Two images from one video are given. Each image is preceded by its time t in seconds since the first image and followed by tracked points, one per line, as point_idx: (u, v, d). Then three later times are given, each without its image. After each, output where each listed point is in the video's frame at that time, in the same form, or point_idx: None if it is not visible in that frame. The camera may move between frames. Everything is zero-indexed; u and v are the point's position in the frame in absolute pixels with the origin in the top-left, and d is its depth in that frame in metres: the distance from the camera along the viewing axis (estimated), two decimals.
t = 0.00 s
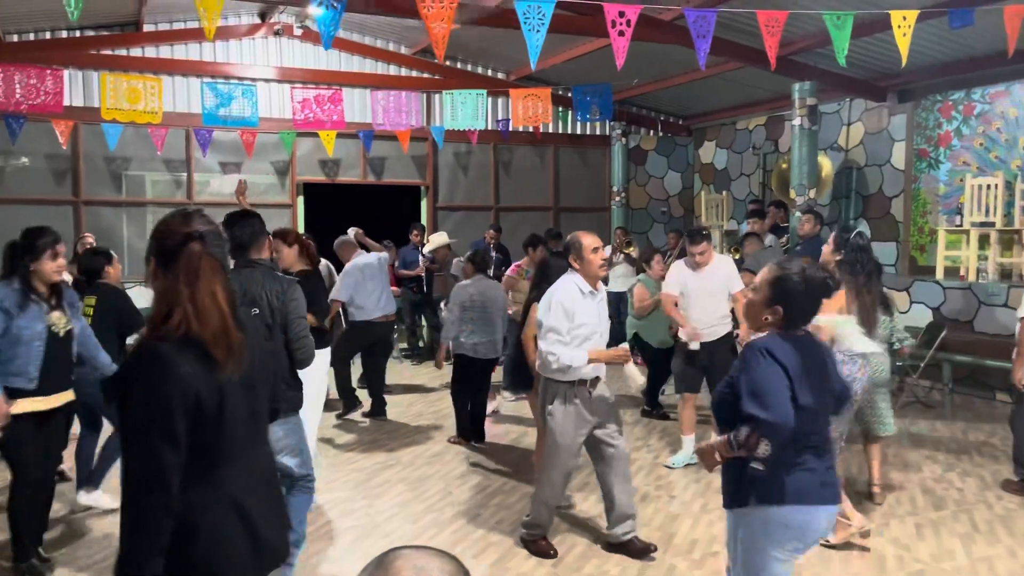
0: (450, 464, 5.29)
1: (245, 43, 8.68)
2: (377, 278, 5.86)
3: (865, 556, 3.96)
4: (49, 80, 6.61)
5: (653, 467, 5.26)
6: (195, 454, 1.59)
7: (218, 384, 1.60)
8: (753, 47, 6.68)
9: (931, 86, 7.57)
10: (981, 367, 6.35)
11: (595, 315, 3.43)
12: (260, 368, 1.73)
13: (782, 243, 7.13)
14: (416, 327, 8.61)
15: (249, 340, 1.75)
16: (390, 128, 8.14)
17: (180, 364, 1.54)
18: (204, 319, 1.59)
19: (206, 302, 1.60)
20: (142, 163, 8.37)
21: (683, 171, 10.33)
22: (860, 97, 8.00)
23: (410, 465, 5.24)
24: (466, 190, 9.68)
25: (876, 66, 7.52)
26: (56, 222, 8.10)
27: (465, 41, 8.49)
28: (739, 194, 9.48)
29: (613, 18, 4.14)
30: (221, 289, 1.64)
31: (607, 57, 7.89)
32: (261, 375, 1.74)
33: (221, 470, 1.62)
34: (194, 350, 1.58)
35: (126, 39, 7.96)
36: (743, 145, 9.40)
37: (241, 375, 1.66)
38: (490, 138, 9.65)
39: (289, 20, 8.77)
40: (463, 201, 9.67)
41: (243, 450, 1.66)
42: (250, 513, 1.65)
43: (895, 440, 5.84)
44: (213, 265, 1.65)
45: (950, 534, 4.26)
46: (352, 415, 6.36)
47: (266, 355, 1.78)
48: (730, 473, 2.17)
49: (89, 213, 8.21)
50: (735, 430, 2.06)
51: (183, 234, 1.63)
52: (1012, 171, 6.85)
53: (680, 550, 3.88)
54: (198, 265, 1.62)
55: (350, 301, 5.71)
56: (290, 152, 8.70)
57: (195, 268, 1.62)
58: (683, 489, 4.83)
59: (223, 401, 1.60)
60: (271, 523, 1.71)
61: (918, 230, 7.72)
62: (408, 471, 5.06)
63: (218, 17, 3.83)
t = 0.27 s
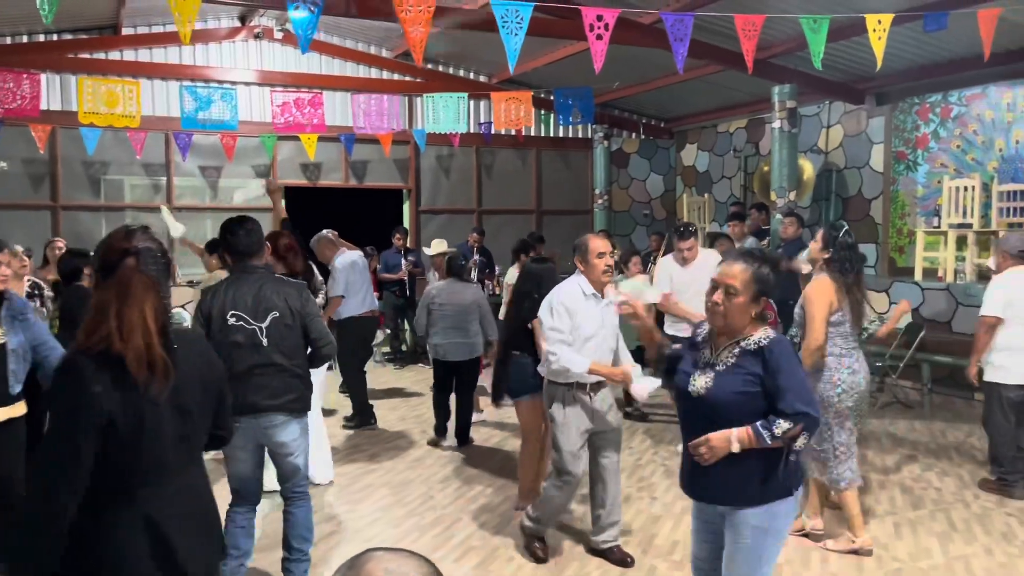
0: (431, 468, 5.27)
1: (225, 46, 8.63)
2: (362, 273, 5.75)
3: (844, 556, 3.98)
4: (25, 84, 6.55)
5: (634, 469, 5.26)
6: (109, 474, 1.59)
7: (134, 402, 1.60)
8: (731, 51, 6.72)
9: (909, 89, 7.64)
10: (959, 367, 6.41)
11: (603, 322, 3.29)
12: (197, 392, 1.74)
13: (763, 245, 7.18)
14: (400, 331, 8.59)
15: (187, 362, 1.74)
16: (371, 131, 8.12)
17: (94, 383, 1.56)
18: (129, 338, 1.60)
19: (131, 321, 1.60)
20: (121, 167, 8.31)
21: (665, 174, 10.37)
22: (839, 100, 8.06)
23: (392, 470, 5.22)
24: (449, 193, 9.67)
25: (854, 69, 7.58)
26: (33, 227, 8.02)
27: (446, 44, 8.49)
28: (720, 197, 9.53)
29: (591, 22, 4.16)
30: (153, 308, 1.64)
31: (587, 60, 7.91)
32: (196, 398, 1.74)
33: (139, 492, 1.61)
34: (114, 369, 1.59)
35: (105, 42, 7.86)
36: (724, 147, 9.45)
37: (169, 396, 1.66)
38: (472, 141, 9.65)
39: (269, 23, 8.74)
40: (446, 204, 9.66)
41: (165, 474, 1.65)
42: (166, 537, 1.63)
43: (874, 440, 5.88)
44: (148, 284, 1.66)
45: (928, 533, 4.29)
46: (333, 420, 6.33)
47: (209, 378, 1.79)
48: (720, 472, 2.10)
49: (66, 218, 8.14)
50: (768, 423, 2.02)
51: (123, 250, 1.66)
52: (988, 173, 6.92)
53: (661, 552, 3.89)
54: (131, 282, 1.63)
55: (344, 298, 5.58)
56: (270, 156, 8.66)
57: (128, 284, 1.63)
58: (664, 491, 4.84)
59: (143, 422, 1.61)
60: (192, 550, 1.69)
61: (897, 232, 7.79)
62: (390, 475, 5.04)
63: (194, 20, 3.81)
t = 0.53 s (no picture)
0: (416, 472, 5.27)
1: (207, 51, 8.60)
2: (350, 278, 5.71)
3: (825, 556, 4.00)
4: (6, 89, 6.51)
5: (618, 471, 5.28)
6: (37, 462, 1.60)
7: (59, 392, 1.59)
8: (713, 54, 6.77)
9: (890, 92, 7.69)
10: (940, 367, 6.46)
11: (585, 327, 3.22)
12: (146, 391, 1.70)
13: (747, 247, 7.21)
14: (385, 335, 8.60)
15: (138, 355, 1.70)
16: (354, 135, 8.13)
17: (21, 370, 1.58)
18: (69, 330, 1.60)
19: (70, 312, 1.60)
20: (104, 171, 8.28)
21: (650, 177, 10.41)
22: (821, 103, 8.11)
23: (377, 474, 5.22)
24: (434, 197, 9.67)
25: (836, 72, 7.63)
26: (14, 233, 7.97)
27: (431, 49, 8.50)
28: (704, 199, 9.57)
29: (572, 27, 4.18)
30: (96, 302, 1.63)
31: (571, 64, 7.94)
32: (143, 396, 1.69)
33: (65, 484, 1.60)
34: (48, 359, 1.60)
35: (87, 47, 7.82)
36: (708, 150, 9.49)
37: (104, 389, 1.64)
38: (458, 145, 9.65)
39: (253, 27, 8.68)
40: (431, 207, 9.66)
41: (97, 470, 1.64)
42: (89, 535, 1.60)
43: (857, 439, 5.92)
44: (94, 276, 1.65)
45: (909, 533, 4.32)
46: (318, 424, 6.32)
47: (163, 378, 1.74)
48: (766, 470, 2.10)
49: (49, 223, 8.10)
50: (790, 408, 2.17)
51: (70, 240, 1.67)
52: (969, 175, 6.98)
53: (644, 553, 3.91)
54: (74, 273, 1.63)
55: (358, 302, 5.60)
56: (254, 160, 8.64)
57: (71, 275, 1.63)
58: (648, 492, 4.86)
59: (70, 414, 1.60)
60: (123, 552, 1.65)
61: (879, 234, 7.84)
62: (375, 481, 5.03)
63: (173, 24, 3.80)
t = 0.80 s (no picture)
0: (400, 476, 5.28)
1: (192, 55, 8.59)
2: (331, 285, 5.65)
3: (805, 556, 4.03)
4: None
5: (602, 474, 5.30)
6: None
7: None
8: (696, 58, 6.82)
9: (871, 95, 7.76)
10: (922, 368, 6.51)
11: (549, 329, 3.23)
12: (86, 414, 1.66)
13: (731, 250, 7.26)
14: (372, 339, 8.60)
15: (79, 379, 1.65)
16: (339, 140, 8.14)
17: None
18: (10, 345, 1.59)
19: (11, 329, 1.59)
20: (88, 177, 8.26)
21: (636, 180, 10.45)
22: (804, 106, 8.17)
23: (361, 478, 5.22)
24: (421, 201, 9.69)
25: (818, 76, 7.69)
26: None
27: (416, 52, 8.53)
28: (689, 203, 9.62)
29: (552, 32, 4.20)
30: (39, 322, 1.60)
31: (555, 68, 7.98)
32: (83, 420, 1.65)
33: None
34: None
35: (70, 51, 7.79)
36: (693, 154, 9.55)
37: (41, 410, 1.61)
38: (443, 149, 9.67)
39: (237, 31, 8.68)
40: (418, 211, 9.68)
41: (30, 492, 1.60)
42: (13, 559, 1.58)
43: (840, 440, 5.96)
44: (40, 294, 1.63)
45: (888, 533, 4.35)
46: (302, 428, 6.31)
47: (105, 403, 1.68)
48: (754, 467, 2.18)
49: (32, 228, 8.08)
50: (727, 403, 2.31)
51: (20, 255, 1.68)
52: (949, 177, 7.05)
53: (627, 555, 3.93)
54: (20, 290, 1.62)
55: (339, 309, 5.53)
56: (239, 164, 8.63)
57: (16, 292, 1.62)
58: (632, 495, 4.88)
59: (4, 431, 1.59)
60: None
61: (862, 236, 7.90)
62: (359, 487, 5.04)
63: (152, 29, 3.81)
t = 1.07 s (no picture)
0: (382, 481, 5.26)
1: (174, 58, 8.56)
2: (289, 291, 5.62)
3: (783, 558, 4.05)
4: None
5: (585, 477, 5.30)
6: None
7: None
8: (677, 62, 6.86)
9: (852, 99, 7.82)
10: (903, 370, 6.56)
11: (499, 339, 3.17)
12: None
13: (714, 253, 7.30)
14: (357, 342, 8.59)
15: None
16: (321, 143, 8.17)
17: None
18: None
19: None
20: (69, 180, 8.21)
21: (620, 184, 10.48)
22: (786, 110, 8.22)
23: (342, 483, 5.20)
24: (405, 204, 9.68)
25: (800, 80, 7.73)
26: None
27: (400, 56, 8.53)
28: (674, 206, 9.66)
29: (531, 36, 4.22)
30: None
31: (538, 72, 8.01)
32: None
33: None
34: None
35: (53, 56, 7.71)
36: (677, 157, 9.59)
37: None
38: (428, 152, 9.67)
39: (220, 35, 8.68)
40: (402, 214, 9.67)
41: None
42: None
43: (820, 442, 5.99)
44: None
45: (867, 534, 4.37)
46: (284, 433, 6.29)
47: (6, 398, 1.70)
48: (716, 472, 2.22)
49: (13, 232, 8.03)
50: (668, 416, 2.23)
51: None
52: (930, 180, 7.11)
53: (607, 558, 3.93)
54: None
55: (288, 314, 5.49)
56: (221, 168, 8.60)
57: None
58: (613, 498, 4.89)
59: None
60: None
61: (844, 238, 7.95)
62: (341, 492, 5.03)
63: (129, 32, 3.80)
